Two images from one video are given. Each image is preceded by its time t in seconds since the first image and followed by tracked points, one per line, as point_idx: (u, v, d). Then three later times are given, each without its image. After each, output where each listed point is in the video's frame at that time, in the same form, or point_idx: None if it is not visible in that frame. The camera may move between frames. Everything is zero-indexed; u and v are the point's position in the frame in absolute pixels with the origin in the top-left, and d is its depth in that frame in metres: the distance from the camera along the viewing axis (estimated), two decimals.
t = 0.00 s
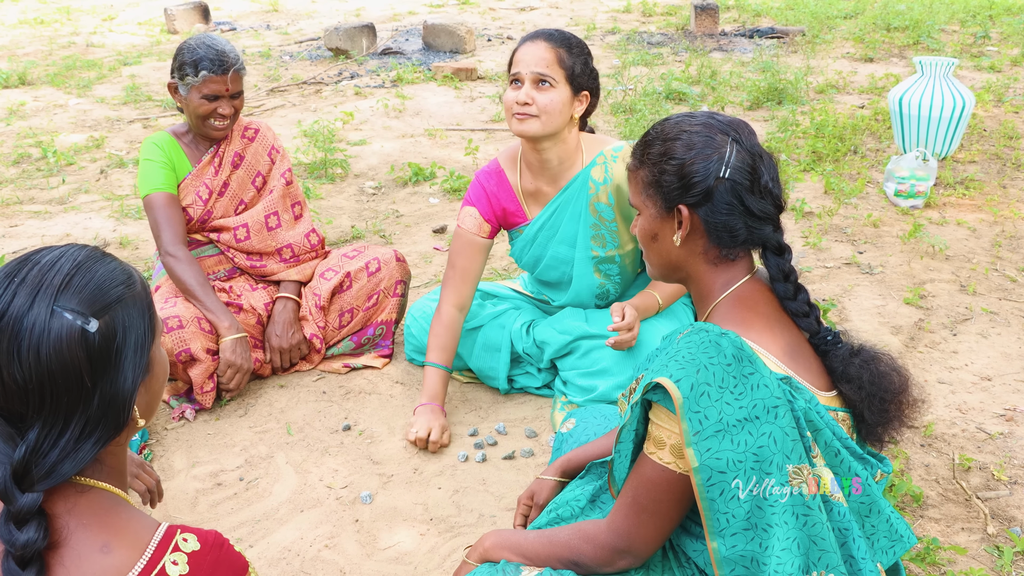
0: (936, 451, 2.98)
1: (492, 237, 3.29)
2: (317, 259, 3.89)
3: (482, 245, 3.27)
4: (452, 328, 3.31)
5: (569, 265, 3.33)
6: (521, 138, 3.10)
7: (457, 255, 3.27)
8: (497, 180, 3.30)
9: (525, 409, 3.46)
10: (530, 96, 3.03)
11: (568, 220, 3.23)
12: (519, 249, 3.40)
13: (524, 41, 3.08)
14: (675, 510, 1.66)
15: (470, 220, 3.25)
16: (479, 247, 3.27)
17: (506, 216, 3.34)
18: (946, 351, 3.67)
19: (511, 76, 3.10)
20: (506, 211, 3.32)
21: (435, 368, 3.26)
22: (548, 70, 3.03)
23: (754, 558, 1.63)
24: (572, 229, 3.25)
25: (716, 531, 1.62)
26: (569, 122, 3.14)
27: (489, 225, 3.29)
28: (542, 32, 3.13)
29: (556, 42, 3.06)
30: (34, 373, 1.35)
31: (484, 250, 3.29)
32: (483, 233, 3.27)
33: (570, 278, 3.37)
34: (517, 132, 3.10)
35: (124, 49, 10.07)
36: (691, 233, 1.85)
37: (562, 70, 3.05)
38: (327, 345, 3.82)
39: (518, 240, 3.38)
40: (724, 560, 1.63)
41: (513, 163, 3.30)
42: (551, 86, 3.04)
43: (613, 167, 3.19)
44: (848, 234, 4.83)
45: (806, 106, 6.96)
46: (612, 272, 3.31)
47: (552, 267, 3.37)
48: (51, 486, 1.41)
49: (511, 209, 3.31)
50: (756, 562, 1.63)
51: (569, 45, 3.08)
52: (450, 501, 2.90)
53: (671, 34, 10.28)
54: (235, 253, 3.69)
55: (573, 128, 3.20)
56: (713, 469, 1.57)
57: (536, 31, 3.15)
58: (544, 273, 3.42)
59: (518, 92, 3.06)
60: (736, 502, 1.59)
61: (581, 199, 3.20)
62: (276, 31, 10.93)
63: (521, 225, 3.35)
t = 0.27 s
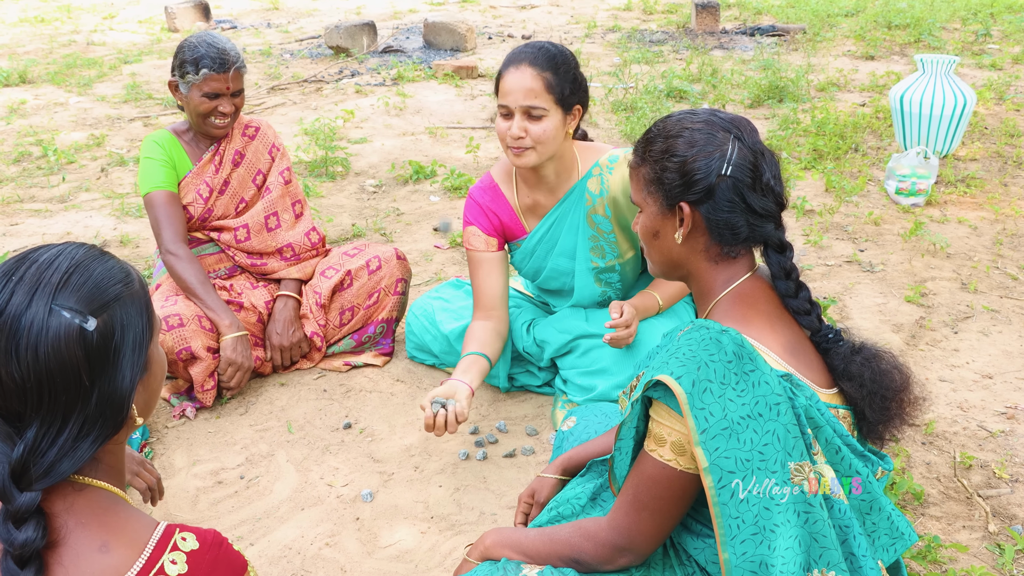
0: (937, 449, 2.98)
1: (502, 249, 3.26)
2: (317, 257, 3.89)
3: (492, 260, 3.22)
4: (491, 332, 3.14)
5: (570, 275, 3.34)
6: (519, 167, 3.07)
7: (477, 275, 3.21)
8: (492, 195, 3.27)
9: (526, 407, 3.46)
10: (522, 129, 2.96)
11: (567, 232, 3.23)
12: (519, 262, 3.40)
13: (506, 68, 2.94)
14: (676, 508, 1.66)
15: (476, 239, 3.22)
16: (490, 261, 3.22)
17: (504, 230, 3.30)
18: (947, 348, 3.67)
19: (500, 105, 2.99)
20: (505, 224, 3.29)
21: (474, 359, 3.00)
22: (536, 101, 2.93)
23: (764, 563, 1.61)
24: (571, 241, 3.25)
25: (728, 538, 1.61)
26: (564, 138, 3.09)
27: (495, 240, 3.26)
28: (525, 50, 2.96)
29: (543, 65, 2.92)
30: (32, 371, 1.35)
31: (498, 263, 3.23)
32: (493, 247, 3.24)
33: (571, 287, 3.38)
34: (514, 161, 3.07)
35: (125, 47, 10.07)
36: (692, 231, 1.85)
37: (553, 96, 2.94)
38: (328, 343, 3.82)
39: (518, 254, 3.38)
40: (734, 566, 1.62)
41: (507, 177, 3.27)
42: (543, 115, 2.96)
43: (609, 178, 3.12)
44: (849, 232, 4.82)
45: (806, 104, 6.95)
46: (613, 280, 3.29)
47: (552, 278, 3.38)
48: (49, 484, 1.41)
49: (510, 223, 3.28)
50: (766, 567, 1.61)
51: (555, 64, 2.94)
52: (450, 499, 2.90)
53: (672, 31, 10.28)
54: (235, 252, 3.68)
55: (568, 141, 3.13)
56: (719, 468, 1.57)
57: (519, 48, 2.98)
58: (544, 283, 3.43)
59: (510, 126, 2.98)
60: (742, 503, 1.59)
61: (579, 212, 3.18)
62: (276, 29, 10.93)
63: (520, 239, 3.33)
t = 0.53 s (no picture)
0: (938, 447, 2.98)
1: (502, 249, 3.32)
2: (318, 254, 3.89)
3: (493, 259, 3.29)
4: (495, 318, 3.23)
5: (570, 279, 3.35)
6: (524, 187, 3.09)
7: (476, 272, 3.27)
8: (493, 197, 3.30)
9: (527, 404, 3.47)
10: (524, 155, 2.95)
11: (567, 236, 3.24)
12: (519, 265, 3.42)
13: (502, 98, 2.88)
14: (677, 505, 1.65)
15: (476, 238, 3.27)
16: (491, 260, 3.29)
17: (504, 232, 3.34)
18: (949, 346, 3.66)
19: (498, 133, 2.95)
20: (505, 227, 3.32)
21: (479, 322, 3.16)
22: (536, 130, 2.90)
23: (764, 560, 1.62)
24: (570, 245, 3.26)
25: (728, 535, 1.61)
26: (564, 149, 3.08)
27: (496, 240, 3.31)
28: (518, 75, 2.89)
29: (540, 91, 2.87)
30: (31, 367, 1.35)
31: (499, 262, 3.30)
32: (493, 247, 3.29)
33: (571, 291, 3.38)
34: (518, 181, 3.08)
35: (125, 44, 10.06)
36: (694, 228, 1.84)
37: (552, 120, 2.92)
38: (329, 340, 3.82)
39: (518, 257, 3.40)
40: (734, 564, 1.63)
41: (508, 180, 3.30)
42: (544, 141, 2.94)
43: (609, 185, 3.11)
44: (850, 229, 4.82)
45: (808, 101, 6.94)
46: (613, 283, 3.29)
47: (552, 282, 3.39)
48: (47, 481, 1.40)
49: (509, 225, 3.32)
50: (766, 565, 1.62)
51: (552, 88, 2.89)
52: (451, 496, 2.90)
53: (674, 28, 10.26)
54: (236, 249, 3.68)
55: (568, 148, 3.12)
56: (723, 466, 1.56)
57: (511, 74, 2.90)
58: (544, 285, 3.44)
59: (513, 153, 2.96)
60: (745, 502, 1.59)
61: (579, 217, 3.19)
62: (277, 26, 10.91)
63: (520, 241, 3.35)
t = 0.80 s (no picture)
0: (939, 444, 2.98)
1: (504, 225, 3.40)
2: (318, 251, 3.89)
3: (494, 233, 3.39)
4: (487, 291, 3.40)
5: (571, 262, 3.32)
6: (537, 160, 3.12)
7: (476, 244, 3.40)
8: (503, 170, 3.34)
9: (527, 401, 3.47)
10: (539, 127, 2.98)
11: (573, 216, 3.22)
12: (523, 241, 3.40)
13: (521, 69, 2.91)
14: (677, 503, 1.65)
15: (481, 210, 3.35)
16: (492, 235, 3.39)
17: (510, 207, 3.38)
18: (949, 343, 3.66)
19: (516, 104, 2.98)
20: (511, 201, 3.35)
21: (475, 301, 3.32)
22: (552, 102, 2.92)
23: (766, 558, 1.61)
24: (576, 225, 3.24)
25: (730, 532, 1.60)
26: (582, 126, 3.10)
27: (499, 215, 3.38)
28: (539, 47, 2.92)
29: (558, 64, 2.89)
30: (32, 362, 1.35)
31: (500, 237, 3.40)
32: (495, 222, 3.38)
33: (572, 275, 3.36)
34: (533, 154, 3.11)
35: (126, 41, 10.05)
36: (694, 225, 1.84)
37: (569, 95, 2.94)
38: (329, 337, 3.82)
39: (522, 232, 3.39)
40: (735, 561, 1.62)
41: (521, 154, 3.33)
42: (560, 114, 2.97)
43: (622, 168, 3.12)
44: (851, 226, 4.81)
45: (809, 98, 6.93)
46: (615, 270, 3.27)
47: (553, 262, 3.36)
48: (47, 476, 1.40)
49: (516, 200, 3.35)
50: (767, 563, 1.61)
51: (570, 62, 2.91)
52: (451, 493, 2.90)
53: (675, 25, 10.24)
54: (236, 245, 3.68)
55: (585, 127, 3.15)
56: (725, 464, 1.56)
57: (532, 45, 2.93)
58: (544, 267, 3.41)
59: (528, 126, 3.00)
60: (746, 501, 1.58)
61: (587, 196, 3.18)
62: (278, 23, 10.90)
63: (526, 217, 3.37)
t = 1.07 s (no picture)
0: (941, 443, 2.97)
1: (521, 197, 3.46)
2: (320, 248, 3.89)
3: (512, 205, 3.47)
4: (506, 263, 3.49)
5: (578, 237, 3.30)
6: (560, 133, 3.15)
7: (497, 215, 3.49)
8: (523, 142, 3.37)
9: (528, 398, 3.47)
10: (564, 100, 3.02)
11: (585, 190, 3.20)
12: (532, 213, 3.37)
13: (547, 42, 2.96)
14: (679, 502, 1.65)
15: (500, 181, 3.43)
16: (511, 207, 3.47)
17: (526, 178, 3.40)
18: (951, 341, 3.65)
19: (540, 76, 3.03)
20: (528, 171, 3.38)
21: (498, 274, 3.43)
22: (576, 75, 2.96)
23: (773, 561, 1.59)
24: (587, 200, 3.21)
25: (739, 536, 1.59)
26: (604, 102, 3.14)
27: (516, 187, 3.43)
28: (563, 21, 2.97)
29: (582, 38, 2.94)
30: (34, 360, 1.35)
31: (518, 210, 3.48)
32: (512, 193, 3.44)
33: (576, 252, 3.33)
34: (556, 127, 3.14)
35: (128, 38, 10.05)
36: (690, 222, 1.83)
37: (593, 68, 2.97)
38: (331, 335, 3.82)
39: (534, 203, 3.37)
40: (745, 567, 1.60)
41: (543, 128, 3.37)
42: (583, 88, 3.00)
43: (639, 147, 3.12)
44: (853, 224, 4.81)
45: (811, 96, 6.92)
46: (621, 251, 3.27)
47: (560, 237, 3.33)
48: (49, 474, 1.40)
49: (533, 171, 3.37)
50: (774, 566, 1.59)
51: (595, 38, 2.95)
52: (453, 491, 2.90)
53: (676, 23, 10.23)
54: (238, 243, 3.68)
55: (606, 107, 3.20)
56: (726, 464, 1.56)
57: (557, 19, 2.98)
58: (549, 242, 3.38)
59: (552, 98, 3.03)
60: (747, 501, 1.58)
61: (601, 172, 3.17)
62: (279, 20, 10.89)
63: (540, 188, 3.38)
